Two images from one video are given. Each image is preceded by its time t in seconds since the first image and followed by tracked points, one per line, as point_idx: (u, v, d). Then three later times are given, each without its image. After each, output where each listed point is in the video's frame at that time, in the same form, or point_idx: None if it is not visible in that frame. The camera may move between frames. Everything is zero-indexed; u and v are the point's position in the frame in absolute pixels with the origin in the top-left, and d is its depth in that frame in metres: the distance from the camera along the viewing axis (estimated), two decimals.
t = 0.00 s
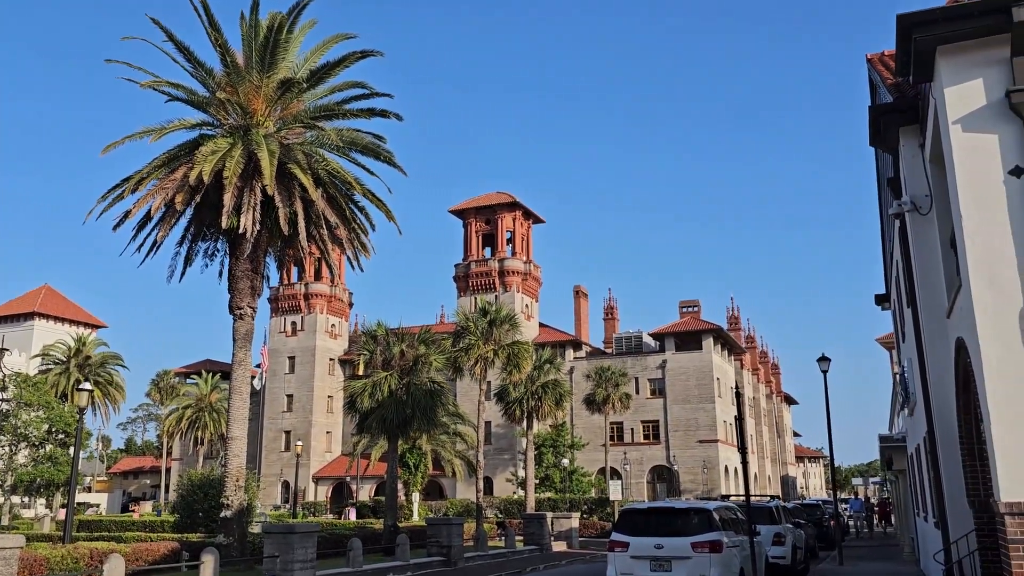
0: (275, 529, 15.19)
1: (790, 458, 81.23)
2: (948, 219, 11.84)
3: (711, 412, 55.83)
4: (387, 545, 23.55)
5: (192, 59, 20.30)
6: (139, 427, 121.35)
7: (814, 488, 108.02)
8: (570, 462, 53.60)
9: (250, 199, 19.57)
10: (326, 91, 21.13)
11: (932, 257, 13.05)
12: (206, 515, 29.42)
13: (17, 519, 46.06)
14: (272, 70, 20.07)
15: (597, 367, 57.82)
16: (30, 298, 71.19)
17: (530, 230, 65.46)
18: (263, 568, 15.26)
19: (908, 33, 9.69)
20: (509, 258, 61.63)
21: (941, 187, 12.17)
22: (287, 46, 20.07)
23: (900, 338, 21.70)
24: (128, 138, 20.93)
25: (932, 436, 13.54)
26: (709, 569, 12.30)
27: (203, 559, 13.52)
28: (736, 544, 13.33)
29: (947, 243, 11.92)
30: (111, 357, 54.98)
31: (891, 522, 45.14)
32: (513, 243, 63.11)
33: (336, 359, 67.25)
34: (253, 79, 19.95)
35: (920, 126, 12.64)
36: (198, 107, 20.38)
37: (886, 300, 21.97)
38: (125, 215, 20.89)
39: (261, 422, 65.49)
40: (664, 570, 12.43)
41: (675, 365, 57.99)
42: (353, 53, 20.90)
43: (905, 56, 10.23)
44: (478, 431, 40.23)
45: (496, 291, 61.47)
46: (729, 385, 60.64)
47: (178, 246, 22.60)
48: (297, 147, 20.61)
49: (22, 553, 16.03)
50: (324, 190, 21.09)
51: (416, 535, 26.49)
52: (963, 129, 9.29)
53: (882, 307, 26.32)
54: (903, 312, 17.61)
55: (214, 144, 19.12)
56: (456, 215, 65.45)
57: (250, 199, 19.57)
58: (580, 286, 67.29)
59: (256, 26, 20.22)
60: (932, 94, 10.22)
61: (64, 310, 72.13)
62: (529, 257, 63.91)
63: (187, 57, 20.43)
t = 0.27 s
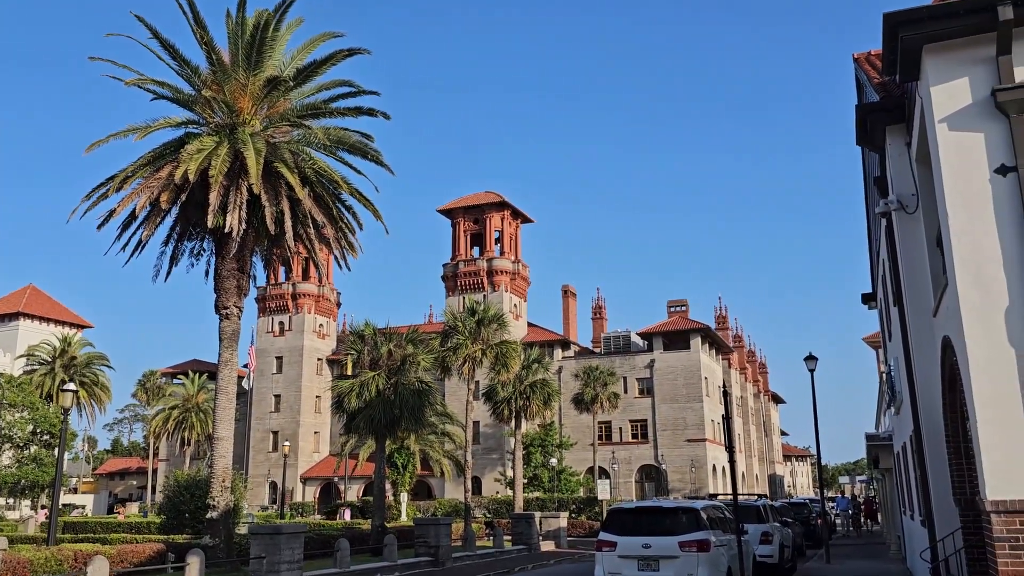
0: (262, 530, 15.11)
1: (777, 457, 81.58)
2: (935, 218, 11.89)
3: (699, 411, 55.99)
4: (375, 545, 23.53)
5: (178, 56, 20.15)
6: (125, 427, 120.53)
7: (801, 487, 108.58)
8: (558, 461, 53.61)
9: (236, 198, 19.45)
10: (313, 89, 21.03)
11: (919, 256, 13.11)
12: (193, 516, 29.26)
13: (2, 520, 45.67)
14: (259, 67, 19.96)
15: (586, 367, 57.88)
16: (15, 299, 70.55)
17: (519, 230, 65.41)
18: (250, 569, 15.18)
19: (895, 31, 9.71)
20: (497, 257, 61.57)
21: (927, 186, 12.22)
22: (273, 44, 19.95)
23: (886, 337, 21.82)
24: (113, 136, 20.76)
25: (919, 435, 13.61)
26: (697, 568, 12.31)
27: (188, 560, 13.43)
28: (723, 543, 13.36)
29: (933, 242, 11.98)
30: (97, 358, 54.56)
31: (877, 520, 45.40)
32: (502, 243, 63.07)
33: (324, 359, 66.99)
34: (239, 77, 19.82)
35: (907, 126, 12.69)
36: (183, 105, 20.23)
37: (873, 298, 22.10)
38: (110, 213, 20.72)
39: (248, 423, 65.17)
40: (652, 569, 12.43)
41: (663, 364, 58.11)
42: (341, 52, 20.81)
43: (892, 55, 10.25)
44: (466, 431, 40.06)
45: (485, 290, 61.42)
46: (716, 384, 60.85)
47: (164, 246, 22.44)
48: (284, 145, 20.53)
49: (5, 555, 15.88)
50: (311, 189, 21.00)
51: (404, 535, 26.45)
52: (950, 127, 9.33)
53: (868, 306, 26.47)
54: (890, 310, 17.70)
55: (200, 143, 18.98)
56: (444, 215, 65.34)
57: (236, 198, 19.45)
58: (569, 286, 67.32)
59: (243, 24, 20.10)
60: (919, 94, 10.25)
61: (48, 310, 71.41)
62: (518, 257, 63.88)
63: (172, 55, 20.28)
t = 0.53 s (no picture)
0: (254, 531, 15.04)
1: (770, 455, 81.78)
2: (927, 216, 11.90)
3: (693, 410, 56.07)
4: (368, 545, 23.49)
5: (168, 55, 20.06)
6: (118, 428, 120.06)
7: (795, 485, 108.90)
8: (553, 461, 53.62)
9: (228, 197, 19.37)
10: (304, 88, 20.96)
11: (911, 254, 13.12)
12: (185, 516, 29.17)
13: None
14: (250, 66, 19.87)
15: (580, 366, 57.89)
16: (7, 300, 70.21)
17: (512, 229, 65.37)
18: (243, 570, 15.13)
19: (887, 28, 9.70)
20: (491, 257, 61.53)
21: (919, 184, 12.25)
22: (264, 42, 19.88)
23: (879, 335, 21.86)
24: (104, 135, 20.66)
25: (912, 433, 13.63)
26: (691, 566, 12.30)
27: (180, 561, 13.37)
28: (717, 541, 13.35)
29: (926, 239, 11.99)
30: (89, 358, 54.30)
31: (870, 519, 45.51)
32: (495, 242, 63.02)
33: (318, 359, 66.84)
34: (230, 76, 19.74)
35: (899, 123, 12.70)
36: (174, 104, 20.14)
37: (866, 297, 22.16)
38: (101, 213, 20.62)
39: (241, 423, 64.97)
40: (645, 567, 12.42)
41: (657, 363, 58.19)
42: (332, 50, 20.74)
43: (884, 53, 10.25)
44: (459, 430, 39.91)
45: (479, 289, 61.37)
46: (710, 382, 60.96)
47: (155, 245, 22.36)
48: (275, 144, 20.45)
49: None
50: (303, 189, 20.93)
51: (398, 535, 26.41)
52: (942, 125, 9.33)
53: (861, 304, 26.52)
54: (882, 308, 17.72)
55: (191, 142, 18.90)
56: (437, 214, 65.27)
57: (228, 197, 19.37)
58: (562, 285, 67.35)
59: (234, 23, 20.02)
60: (911, 91, 10.25)
61: (39, 311, 71.01)
62: (511, 256, 63.85)
63: (162, 53, 20.18)
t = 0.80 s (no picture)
0: (257, 531, 15.01)
1: (773, 453, 81.74)
2: (929, 211, 11.86)
3: (696, 408, 56.02)
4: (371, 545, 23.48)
5: (168, 56, 20.04)
6: (121, 430, 120.18)
7: (798, 482, 108.84)
8: (556, 460, 53.60)
9: (228, 197, 19.36)
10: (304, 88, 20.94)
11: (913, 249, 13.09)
12: (189, 517, 29.21)
13: None
14: (250, 66, 19.86)
15: (582, 365, 57.85)
16: (9, 302, 70.26)
17: (514, 228, 65.33)
18: (246, 571, 15.11)
19: (888, 22, 9.66)
20: (493, 256, 61.49)
21: (922, 179, 12.22)
22: (264, 43, 19.86)
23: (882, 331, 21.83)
24: (103, 136, 20.66)
25: (915, 429, 13.59)
26: (694, 565, 12.27)
27: (182, 563, 13.33)
28: (720, 539, 13.31)
29: (927, 235, 11.95)
30: (92, 360, 54.30)
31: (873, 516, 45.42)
32: (497, 241, 62.97)
33: (320, 359, 66.83)
34: (230, 76, 19.72)
35: (900, 119, 12.65)
36: (174, 105, 20.14)
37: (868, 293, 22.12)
38: (101, 214, 20.63)
39: (244, 424, 64.97)
40: (648, 567, 12.39)
41: (659, 361, 58.13)
42: (332, 50, 20.72)
43: (885, 48, 10.22)
44: (462, 429, 39.81)
45: (480, 289, 61.33)
46: (712, 380, 60.91)
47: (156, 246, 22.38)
48: (275, 144, 20.44)
49: None
50: (304, 188, 20.93)
51: (400, 535, 26.40)
52: (945, 119, 9.28)
53: (863, 301, 26.46)
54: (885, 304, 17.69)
55: (191, 142, 18.88)
56: (439, 214, 65.22)
57: (228, 197, 19.36)
58: (564, 284, 67.29)
59: (233, 23, 20.00)
60: (912, 86, 10.21)
61: (41, 313, 71.06)
62: (513, 255, 63.81)
63: (162, 54, 20.16)
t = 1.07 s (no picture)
0: (272, 531, 15.07)
1: (789, 450, 81.29)
2: (945, 205, 11.74)
3: (710, 405, 55.80)
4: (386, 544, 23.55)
5: (179, 58, 20.14)
6: (138, 431, 121.05)
7: (815, 479, 108.20)
8: (570, 458, 53.55)
9: (241, 198, 19.43)
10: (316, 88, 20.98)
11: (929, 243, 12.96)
12: (205, 518, 29.40)
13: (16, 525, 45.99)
14: (261, 68, 19.93)
15: (595, 363, 57.76)
16: (25, 305, 70.95)
17: (526, 227, 65.28)
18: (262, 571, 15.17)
19: (902, 14, 9.55)
20: (505, 255, 61.50)
21: (937, 173, 12.09)
22: (275, 44, 19.93)
23: (898, 327, 21.65)
24: (116, 139, 20.78)
25: (932, 424, 13.46)
26: (710, 562, 12.21)
27: (198, 564, 13.39)
28: (736, 537, 13.23)
29: (943, 229, 11.84)
30: (107, 362, 54.68)
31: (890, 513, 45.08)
32: (509, 240, 62.96)
33: (334, 359, 67.06)
34: (242, 77, 19.80)
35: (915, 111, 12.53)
36: (186, 107, 20.23)
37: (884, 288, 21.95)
38: (114, 217, 20.75)
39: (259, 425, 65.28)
40: (664, 564, 12.35)
41: (673, 359, 57.95)
42: (343, 50, 20.76)
43: (899, 39, 10.11)
44: (477, 428, 39.84)
45: (493, 288, 61.34)
46: (727, 377, 60.65)
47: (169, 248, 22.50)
48: (287, 145, 20.51)
49: (16, 559, 15.99)
50: (316, 189, 20.99)
51: (415, 534, 26.43)
52: (961, 111, 9.17)
53: (878, 296, 26.27)
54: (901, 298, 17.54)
55: (203, 144, 18.96)
56: (451, 214, 65.26)
57: (241, 198, 19.44)
58: (577, 282, 67.18)
59: (244, 25, 20.08)
60: (927, 78, 10.10)
61: (58, 316, 71.68)
62: (525, 254, 63.78)
63: (174, 57, 20.26)
